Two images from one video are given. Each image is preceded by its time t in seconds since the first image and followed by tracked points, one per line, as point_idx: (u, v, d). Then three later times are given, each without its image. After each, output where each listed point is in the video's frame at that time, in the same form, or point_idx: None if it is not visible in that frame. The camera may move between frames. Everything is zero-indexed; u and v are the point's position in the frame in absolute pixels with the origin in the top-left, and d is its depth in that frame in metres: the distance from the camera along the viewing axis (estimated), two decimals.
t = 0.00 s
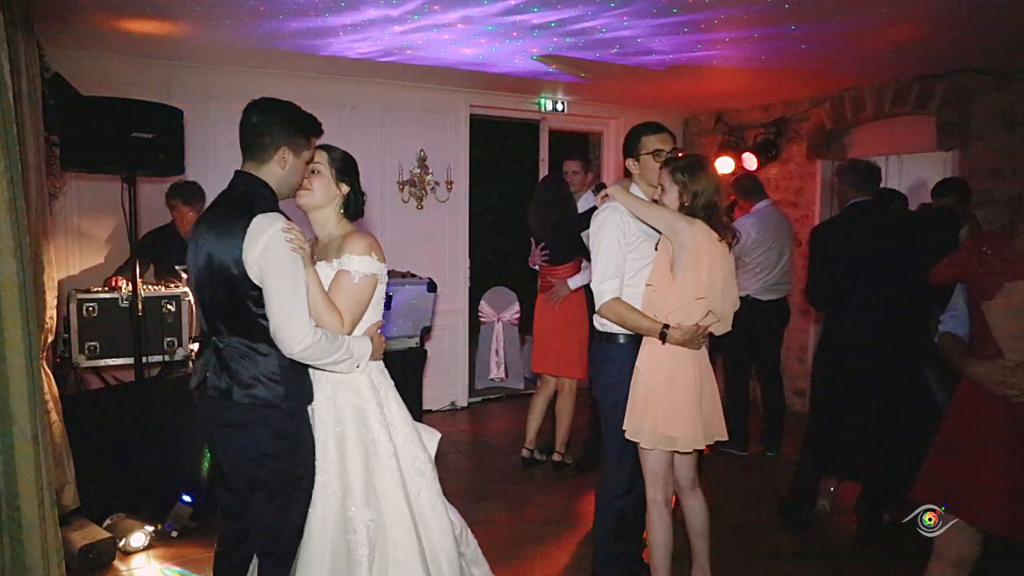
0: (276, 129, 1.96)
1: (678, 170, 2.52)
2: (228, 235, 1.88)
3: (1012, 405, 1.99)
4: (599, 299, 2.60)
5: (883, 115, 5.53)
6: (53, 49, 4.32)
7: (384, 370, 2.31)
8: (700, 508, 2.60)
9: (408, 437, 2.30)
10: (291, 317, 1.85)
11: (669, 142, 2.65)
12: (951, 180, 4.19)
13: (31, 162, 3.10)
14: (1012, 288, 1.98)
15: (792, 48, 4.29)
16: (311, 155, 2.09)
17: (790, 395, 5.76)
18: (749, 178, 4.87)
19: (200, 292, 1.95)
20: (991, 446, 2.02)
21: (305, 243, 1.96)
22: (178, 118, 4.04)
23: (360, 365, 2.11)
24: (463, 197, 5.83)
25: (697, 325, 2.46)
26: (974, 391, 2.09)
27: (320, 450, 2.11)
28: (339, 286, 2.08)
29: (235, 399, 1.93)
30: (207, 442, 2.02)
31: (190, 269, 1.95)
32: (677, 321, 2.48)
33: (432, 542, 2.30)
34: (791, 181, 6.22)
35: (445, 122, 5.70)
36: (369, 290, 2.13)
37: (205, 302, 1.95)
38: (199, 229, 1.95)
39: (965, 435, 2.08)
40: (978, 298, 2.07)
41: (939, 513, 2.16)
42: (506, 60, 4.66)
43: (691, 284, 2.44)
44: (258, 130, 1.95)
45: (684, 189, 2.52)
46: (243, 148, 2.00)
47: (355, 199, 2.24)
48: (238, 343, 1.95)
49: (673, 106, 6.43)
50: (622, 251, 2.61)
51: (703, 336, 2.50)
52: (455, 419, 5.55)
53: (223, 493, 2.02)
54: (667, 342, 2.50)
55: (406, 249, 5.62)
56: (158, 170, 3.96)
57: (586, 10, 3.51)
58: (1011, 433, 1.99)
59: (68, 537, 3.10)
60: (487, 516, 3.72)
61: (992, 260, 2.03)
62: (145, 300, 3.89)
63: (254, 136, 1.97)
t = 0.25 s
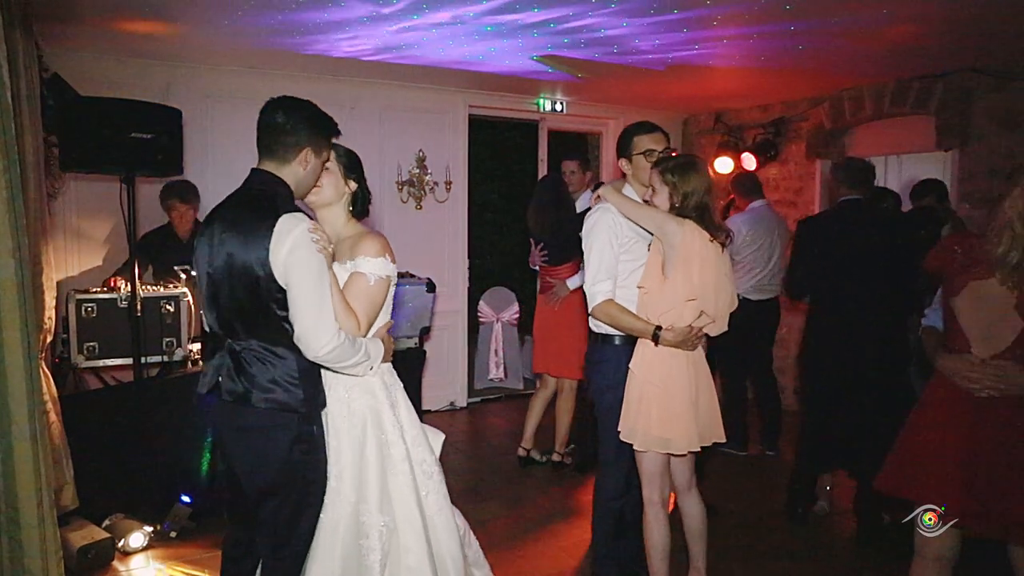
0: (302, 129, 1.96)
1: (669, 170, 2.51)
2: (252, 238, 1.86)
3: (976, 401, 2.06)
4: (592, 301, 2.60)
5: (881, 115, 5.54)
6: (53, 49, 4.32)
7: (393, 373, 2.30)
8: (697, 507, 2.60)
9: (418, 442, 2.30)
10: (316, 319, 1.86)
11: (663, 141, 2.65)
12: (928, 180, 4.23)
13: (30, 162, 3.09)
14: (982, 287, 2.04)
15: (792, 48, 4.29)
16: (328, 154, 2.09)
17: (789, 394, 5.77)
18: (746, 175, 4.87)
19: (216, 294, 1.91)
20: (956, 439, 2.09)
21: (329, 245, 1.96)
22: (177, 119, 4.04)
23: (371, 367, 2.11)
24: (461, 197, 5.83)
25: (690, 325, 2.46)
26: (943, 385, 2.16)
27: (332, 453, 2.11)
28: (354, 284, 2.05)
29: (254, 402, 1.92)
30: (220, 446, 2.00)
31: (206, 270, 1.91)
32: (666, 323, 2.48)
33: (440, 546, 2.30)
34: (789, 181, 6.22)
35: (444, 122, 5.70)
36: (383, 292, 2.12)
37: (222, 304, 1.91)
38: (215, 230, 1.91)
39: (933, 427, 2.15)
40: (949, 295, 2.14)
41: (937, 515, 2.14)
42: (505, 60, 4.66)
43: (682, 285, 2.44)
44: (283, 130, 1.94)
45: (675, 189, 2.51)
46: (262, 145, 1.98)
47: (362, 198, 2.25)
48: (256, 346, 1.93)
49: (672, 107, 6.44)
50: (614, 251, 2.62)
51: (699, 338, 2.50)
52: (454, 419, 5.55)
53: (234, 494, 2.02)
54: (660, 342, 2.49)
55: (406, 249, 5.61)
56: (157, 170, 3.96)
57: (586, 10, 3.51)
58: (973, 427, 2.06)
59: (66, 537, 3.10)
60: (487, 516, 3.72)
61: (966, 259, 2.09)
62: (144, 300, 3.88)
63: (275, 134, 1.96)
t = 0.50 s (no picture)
0: (313, 129, 1.98)
1: (657, 171, 2.51)
2: (269, 239, 1.86)
3: (951, 401, 2.00)
4: (588, 304, 2.61)
5: (881, 115, 5.54)
6: (52, 49, 4.31)
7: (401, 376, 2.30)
8: (697, 507, 2.60)
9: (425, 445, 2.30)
10: (333, 320, 1.87)
11: (655, 141, 2.65)
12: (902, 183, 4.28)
13: (28, 161, 3.09)
14: (953, 288, 1.98)
15: (791, 48, 4.29)
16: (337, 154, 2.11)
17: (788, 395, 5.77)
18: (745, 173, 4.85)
19: (229, 295, 1.91)
20: (931, 437, 2.05)
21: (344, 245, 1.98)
22: (176, 118, 4.03)
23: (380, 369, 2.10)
24: (461, 197, 5.83)
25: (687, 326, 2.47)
26: (923, 381, 2.12)
27: (341, 457, 2.11)
28: (365, 284, 2.03)
29: (267, 405, 1.92)
30: (229, 448, 2.00)
31: (218, 271, 1.90)
32: (660, 325, 2.49)
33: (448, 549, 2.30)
34: (788, 181, 6.22)
35: (443, 122, 5.70)
36: (394, 293, 2.11)
37: (235, 305, 1.91)
38: (229, 230, 1.90)
39: (914, 423, 2.11)
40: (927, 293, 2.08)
41: (937, 515, 2.04)
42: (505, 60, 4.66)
43: (676, 287, 2.44)
44: (294, 130, 1.95)
45: (663, 191, 2.51)
46: (270, 146, 1.99)
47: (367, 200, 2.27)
48: (270, 348, 1.94)
49: (671, 107, 6.44)
50: (609, 254, 2.63)
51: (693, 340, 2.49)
52: (454, 420, 5.55)
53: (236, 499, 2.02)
54: (656, 346, 2.49)
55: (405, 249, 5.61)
56: (156, 170, 3.95)
57: (586, 11, 3.51)
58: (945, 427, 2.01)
59: (66, 537, 3.10)
60: (486, 516, 3.72)
61: (940, 257, 2.02)
62: (143, 300, 3.88)
63: (282, 134, 1.97)
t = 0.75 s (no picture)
0: (313, 126, 1.98)
1: (648, 174, 2.50)
2: (274, 238, 1.86)
3: (938, 399, 2.00)
4: (589, 308, 2.61)
5: (880, 116, 5.54)
6: (52, 49, 4.31)
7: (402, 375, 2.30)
8: (699, 508, 2.60)
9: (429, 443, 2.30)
10: (339, 318, 1.87)
11: (649, 141, 2.65)
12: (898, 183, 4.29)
13: (28, 162, 3.09)
14: (936, 290, 2.02)
15: (791, 48, 4.29)
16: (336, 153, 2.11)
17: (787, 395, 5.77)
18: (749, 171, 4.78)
19: (234, 295, 1.90)
20: (918, 437, 2.03)
21: (348, 242, 1.98)
22: (176, 118, 4.03)
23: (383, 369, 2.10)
24: (460, 197, 5.84)
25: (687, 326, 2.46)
26: (911, 381, 2.10)
27: (346, 457, 2.10)
28: (369, 284, 2.04)
29: (272, 405, 1.92)
30: (234, 448, 1.99)
31: (223, 270, 1.90)
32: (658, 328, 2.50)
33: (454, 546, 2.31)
34: (788, 181, 6.23)
35: (443, 122, 5.70)
36: (397, 293, 2.11)
37: (240, 305, 1.90)
38: (232, 230, 1.90)
39: (901, 424, 2.09)
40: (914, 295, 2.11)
41: (937, 515, 1.99)
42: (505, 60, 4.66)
43: (674, 289, 2.44)
44: (293, 128, 1.95)
45: (654, 194, 2.50)
46: (270, 145, 1.99)
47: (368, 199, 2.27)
48: (275, 347, 1.94)
49: (671, 107, 6.43)
50: (607, 257, 2.63)
51: (696, 341, 2.50)
52: (453, 420, 5.55)
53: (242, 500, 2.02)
54: (657, 348, 2.50)
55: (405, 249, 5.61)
56: (156, 170, 3.95)
57: (586, 11, 3.51)
58: (930, 424, 2.02)
59: (66, 537, 3.10)
60: (486, 516, 3.72)
61: (925, 260, 2.07)
62: (143, 300, 3.88)
63: (281, 133, 1.96)
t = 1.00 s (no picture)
0: (306, 126, 1.98)
1: (647, 178, 2.50)
2: (269, 237, 1.86)
3: (942, 398, 2.02)
4: (595, 311, 2.61)
5: (880, 115, 5.55)
6: (52, 49, 4.31)
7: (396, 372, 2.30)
8: (701, 508, 2.60)
9: (424, 438, 2.32)
10: (336, 316, 1.88)
11: (647, 143, 2.65)
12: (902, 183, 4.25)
13: (28, 162, 3.09)
14: (935, 289, 2.04)
15: (792, 48, 4.29)
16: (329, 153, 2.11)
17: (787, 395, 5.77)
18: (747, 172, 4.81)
19: (230, 294, 1.91)
20: (923, 436, 2.04)
21: (342, 241, 1.99)
22: (176, 118, 4.04)
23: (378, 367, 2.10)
24: (460, 197, 5.83)
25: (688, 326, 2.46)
26: (914, 380, 2.12)
27: (343, 454, 2.11)
28: (363, 283, 2.04)
29: (269, 403, 1.92)
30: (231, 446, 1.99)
31: (220, 270, 1.90)
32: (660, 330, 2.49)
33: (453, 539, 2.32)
34: (787, 181, 6.23)
35: (442, 122, 5.70)
36: (391, 291, 2.12)
37: (237, 304, 1.91)
38: (228, 231, 1.90)
39: (905, 423, 2.10)
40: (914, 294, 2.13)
41: (937, 515, 2.01)
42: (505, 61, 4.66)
43: (675, 291, 2.44)
44: (287, 129, 1.95)
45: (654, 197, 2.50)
46: (264, 146, 1.99)
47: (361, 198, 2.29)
48: (271, 345, 1.93)
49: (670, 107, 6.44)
50: (609, 260, 2.62)
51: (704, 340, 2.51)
52: (453, 420, 5.55)
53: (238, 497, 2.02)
54: (661, 350, 2.50)
55: (405, 249, 5.61)
56: (156, 170, 3.95)
57: (585, 11, 3.51)
58: (933, 426, 2.03)
59: (65, 537, 3.10)
60: (485, 516, 3.72)
61: (925, 259, 2.09)
62: (142, 300, 3.88)
63: (275, 133, 1.96)
